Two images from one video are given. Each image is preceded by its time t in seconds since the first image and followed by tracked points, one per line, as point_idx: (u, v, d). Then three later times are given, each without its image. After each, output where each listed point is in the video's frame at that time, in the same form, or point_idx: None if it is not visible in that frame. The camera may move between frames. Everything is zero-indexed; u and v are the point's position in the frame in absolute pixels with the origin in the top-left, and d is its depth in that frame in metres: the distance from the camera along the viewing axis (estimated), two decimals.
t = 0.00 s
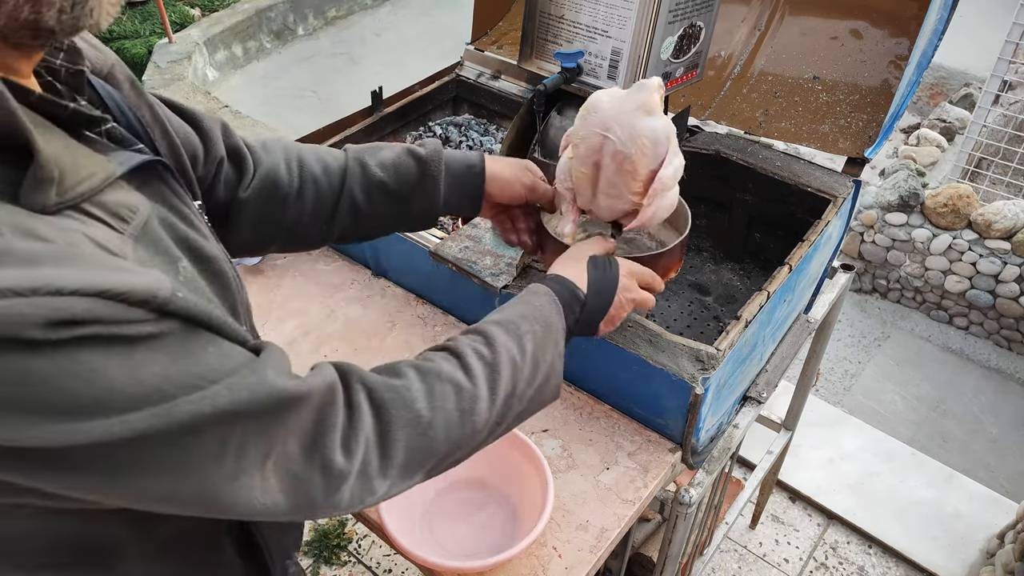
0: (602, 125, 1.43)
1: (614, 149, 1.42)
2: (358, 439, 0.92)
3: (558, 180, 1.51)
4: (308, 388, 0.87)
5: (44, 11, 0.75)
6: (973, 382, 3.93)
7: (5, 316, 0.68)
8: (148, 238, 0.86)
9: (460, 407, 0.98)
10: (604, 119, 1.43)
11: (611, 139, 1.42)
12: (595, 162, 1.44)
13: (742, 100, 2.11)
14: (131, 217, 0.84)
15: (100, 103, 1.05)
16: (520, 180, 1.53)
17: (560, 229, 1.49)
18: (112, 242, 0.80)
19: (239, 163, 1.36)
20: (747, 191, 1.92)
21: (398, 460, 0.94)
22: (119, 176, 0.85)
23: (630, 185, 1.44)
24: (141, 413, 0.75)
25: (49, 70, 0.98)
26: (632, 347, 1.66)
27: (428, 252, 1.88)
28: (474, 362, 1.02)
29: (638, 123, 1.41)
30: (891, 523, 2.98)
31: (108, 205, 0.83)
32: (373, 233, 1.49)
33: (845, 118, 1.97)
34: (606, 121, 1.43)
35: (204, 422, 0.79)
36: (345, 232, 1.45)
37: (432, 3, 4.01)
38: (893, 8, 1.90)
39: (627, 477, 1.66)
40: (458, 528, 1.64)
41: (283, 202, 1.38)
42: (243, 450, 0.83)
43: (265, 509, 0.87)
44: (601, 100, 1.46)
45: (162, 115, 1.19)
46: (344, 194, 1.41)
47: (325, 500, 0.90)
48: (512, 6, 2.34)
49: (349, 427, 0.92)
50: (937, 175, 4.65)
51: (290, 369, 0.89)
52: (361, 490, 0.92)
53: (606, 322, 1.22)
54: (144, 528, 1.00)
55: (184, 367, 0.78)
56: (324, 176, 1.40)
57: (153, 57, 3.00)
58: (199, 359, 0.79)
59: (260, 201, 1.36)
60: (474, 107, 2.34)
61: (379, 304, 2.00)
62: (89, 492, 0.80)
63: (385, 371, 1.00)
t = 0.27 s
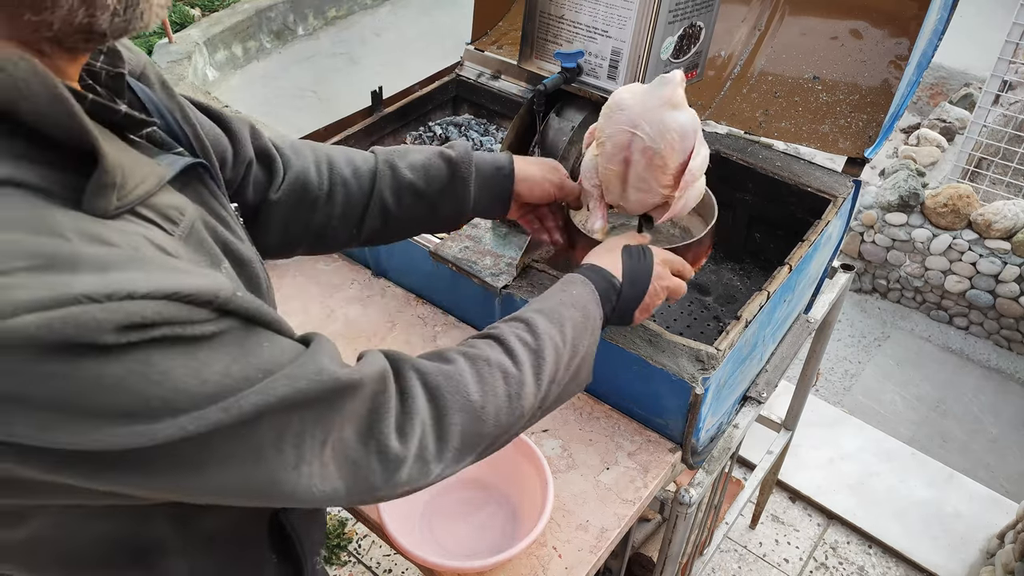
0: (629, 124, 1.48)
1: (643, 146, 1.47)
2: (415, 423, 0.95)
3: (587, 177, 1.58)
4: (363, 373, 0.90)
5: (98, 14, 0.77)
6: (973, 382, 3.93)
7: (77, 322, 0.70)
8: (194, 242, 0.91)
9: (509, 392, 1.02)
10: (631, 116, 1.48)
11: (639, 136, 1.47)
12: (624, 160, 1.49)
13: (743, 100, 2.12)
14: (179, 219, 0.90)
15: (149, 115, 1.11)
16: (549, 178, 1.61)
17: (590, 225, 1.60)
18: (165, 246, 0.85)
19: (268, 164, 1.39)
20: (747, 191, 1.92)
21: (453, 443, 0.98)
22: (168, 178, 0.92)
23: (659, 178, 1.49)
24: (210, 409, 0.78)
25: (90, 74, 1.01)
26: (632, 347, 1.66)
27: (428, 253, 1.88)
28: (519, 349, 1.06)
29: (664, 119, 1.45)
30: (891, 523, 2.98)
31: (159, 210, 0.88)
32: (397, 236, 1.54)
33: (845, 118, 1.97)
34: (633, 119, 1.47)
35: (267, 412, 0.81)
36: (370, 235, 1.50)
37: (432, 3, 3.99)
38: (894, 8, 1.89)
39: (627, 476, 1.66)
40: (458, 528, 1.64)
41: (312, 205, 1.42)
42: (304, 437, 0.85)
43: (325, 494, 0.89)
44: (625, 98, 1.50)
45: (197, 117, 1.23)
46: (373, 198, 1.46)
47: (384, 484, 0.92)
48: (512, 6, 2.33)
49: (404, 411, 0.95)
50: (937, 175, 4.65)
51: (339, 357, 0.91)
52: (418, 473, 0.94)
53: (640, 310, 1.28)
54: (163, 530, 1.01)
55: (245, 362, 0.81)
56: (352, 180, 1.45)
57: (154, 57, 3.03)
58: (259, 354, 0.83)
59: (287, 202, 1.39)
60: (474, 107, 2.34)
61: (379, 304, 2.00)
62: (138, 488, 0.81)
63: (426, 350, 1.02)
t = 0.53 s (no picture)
0: (654, 112, 1.49)
1: (671, 133, 1.48)
2: (441, 450, 0.93)
3: (619, 162, 1.58)
4: (396, 402, 0.88)
5: (161, 25, 0.77)
6: (973, 382, 3.93)
7: (133, 347, 0.71)
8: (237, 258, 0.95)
9: (533, 415, 1.00)
10: (656, 105, 1.49)
11: (665, 124, 1.49)
12: (653, 147, 1.51)
13: (742, 100, 2.13)
14: (222, 234, 0.92)
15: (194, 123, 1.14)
16: (582, 167, 1.59)
17: (627, 213, 1.59)
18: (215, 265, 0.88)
19: (316, 162, 1.40)
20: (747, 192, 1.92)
21: (479, 471, 0.96)
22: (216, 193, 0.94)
23: (687, 161, 1.51)
24: (256, 432, 0.78)
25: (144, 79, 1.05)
26: (633, 347, 1.66)
27: (428, 253, 1.88)
28: (543, 368, 1.04)
29: (690, 105, 1.47)
30: (891, 523, 2.98)
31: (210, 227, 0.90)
32: (441, 231, 1.55)
33: (845, 118, 1.98)
34: (658, 108, 1.49)
35: (299, 443, 0.80)
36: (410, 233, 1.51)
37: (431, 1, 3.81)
38: (893, 8, 1.89)
39: (627, 476, 1.66)
40: (458, 529, 1.64)
41: (354, 203, 1.43)
42: (335, 465, 0.84)
43: (355, 520, 0.88)
44: (647, 87, 1.51)
45: (242, 118, 1.26)
46: (418, 195, 1.46)
47: (413, 510, 0.92)
48: (512, 6, 2.33)
49: (430, 439, 0.93)
50: (937, 175, 4.65)
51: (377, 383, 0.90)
52: (446, 500, 0.94)
53: (662, 315, 1.27)
54: (177, 535, 1.01)
55: (287, 385, 0.81)
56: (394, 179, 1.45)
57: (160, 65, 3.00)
58: (298, 377, 0.83)
59: (330, 203, 1.41)
60: (474, 107, 2.34)
61: (379, 304, 2.00)
62: (173, 509, 0.81)
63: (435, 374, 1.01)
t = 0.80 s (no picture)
0: (674, 122, 1.52)
1: (692, 141, 1.51)
2: None
3: (637, 173, 1.61)
4: None
5: (225, 32, 0.81)
6: (973, 382, 3.93)
7: (116, 396, 0.69)
8: (259, 288, 0.87)
9: None
10: (676, 114, 1.53)
11: (686, 132, 1.52)
12: (675, 155, 1.53)
13: (742, 99, 2.12)
14: (247, 261, 0.86)
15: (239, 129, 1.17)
16: (601, 180, 1.62)
17: (647, 222, 1.63)
18: (226, 300, 0.82)
19: (363, 168, 1.43)
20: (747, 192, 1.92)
21: None
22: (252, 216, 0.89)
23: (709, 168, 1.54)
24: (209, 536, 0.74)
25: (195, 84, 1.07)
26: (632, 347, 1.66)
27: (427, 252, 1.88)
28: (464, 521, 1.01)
29: (710, 113, 1.51)
30: (891, 523, 2.98)
31: (230, 252, 0.85)
32: (477, 235, 1.60)
33: (845, 118, 2.01)
34: (678, 117, 1.52)
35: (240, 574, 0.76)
36: (450, 238, 1.56)
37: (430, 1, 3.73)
38: (894, 8, 1.88)
39: (627, 476, 1.67)
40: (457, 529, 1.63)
41: (396, 210, 1.46)
42: None
43: None
44: (665, 98, 1.54)
45: (290, 122, 1.29)
46: (461, 203, 1.52)
47: None
48: (512, 6, 2.31)
49: None
50: (937, 175, 4.65)
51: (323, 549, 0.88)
52: None
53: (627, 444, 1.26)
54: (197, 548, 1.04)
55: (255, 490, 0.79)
56: (435, 186, 1.49)
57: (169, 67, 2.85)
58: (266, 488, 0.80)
59: (372, 209, 1.44)
60: (474, 107, 2.35)
61: (379, 304, 2.00)
62: None
63: (381, 527, 1.00)
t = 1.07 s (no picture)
0: (686, 150, 1.64)
1: (704, 168, 1.63)
2: None
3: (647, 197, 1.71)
4: None
5: (268, 34, 0.89)
6: (973, 382, 3.93)
7: (106, 413, 0.73)
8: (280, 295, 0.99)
9: None
10: (687, 143, 1.64)
11: (697, 160, 1.63)
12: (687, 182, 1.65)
13: (743, 100, 2.13)
14: (271, 270, 0.98)
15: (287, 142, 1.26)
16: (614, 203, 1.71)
17: (655, 243, 1.72)
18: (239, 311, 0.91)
19: (406, 178, 1.50)
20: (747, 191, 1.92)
21: None
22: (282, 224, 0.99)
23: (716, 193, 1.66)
24: None
25: (236, 88, 1.20)
26: (633, 347, 1.65)
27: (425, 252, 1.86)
28: None
29: (719, 142, 1.63)
30: (891, 523, 2.98)
31: (254, 261, 0.96)
32: (504, 253, 1.67)
33: (845, 118, 2.01)
34: (690, 146, 1.63)
35: None
36: (483, 250, 1.62)
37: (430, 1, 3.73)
38: (893, 8, 1.88)
39: (627, 476, 1.66)
40: (457, 528, 1.63)
41: (432, 220, 1.53)
42: None
43: None
44: (676, 129, 1.66)
45: (332, 131, 1.37)
46: (495, 220, 1.59)
47: None
48: (513, 5, 2.31)
49: None
50: (937, 175, 4.65)
51: None
52: None
53: None
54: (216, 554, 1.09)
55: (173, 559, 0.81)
56: (471, 200, 1.57)
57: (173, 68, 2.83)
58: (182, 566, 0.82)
59: (410, 219, 1.50)
60: (475, 107, 2.35)
61: (380, 304, 2.00)
62: None
63: None
